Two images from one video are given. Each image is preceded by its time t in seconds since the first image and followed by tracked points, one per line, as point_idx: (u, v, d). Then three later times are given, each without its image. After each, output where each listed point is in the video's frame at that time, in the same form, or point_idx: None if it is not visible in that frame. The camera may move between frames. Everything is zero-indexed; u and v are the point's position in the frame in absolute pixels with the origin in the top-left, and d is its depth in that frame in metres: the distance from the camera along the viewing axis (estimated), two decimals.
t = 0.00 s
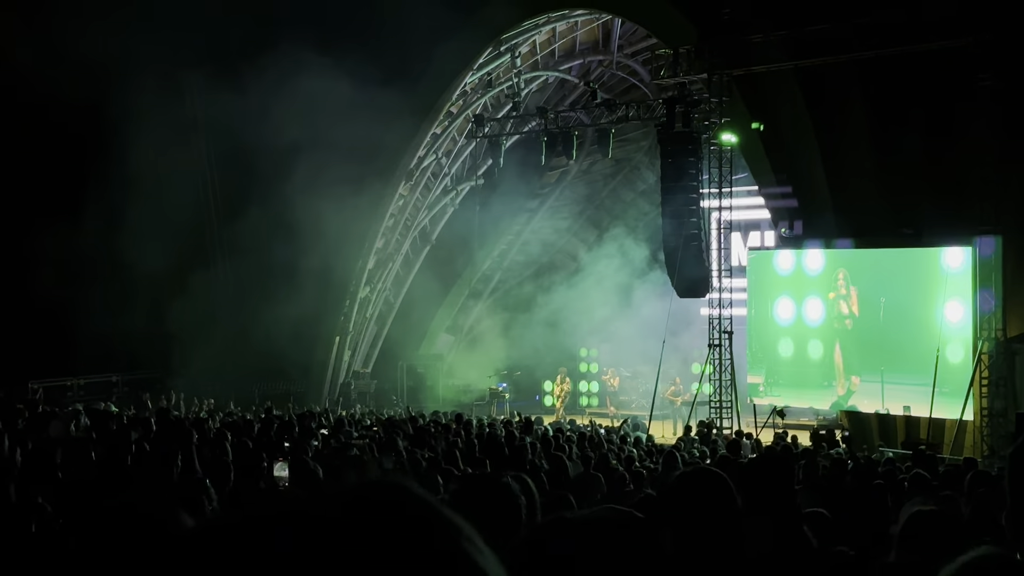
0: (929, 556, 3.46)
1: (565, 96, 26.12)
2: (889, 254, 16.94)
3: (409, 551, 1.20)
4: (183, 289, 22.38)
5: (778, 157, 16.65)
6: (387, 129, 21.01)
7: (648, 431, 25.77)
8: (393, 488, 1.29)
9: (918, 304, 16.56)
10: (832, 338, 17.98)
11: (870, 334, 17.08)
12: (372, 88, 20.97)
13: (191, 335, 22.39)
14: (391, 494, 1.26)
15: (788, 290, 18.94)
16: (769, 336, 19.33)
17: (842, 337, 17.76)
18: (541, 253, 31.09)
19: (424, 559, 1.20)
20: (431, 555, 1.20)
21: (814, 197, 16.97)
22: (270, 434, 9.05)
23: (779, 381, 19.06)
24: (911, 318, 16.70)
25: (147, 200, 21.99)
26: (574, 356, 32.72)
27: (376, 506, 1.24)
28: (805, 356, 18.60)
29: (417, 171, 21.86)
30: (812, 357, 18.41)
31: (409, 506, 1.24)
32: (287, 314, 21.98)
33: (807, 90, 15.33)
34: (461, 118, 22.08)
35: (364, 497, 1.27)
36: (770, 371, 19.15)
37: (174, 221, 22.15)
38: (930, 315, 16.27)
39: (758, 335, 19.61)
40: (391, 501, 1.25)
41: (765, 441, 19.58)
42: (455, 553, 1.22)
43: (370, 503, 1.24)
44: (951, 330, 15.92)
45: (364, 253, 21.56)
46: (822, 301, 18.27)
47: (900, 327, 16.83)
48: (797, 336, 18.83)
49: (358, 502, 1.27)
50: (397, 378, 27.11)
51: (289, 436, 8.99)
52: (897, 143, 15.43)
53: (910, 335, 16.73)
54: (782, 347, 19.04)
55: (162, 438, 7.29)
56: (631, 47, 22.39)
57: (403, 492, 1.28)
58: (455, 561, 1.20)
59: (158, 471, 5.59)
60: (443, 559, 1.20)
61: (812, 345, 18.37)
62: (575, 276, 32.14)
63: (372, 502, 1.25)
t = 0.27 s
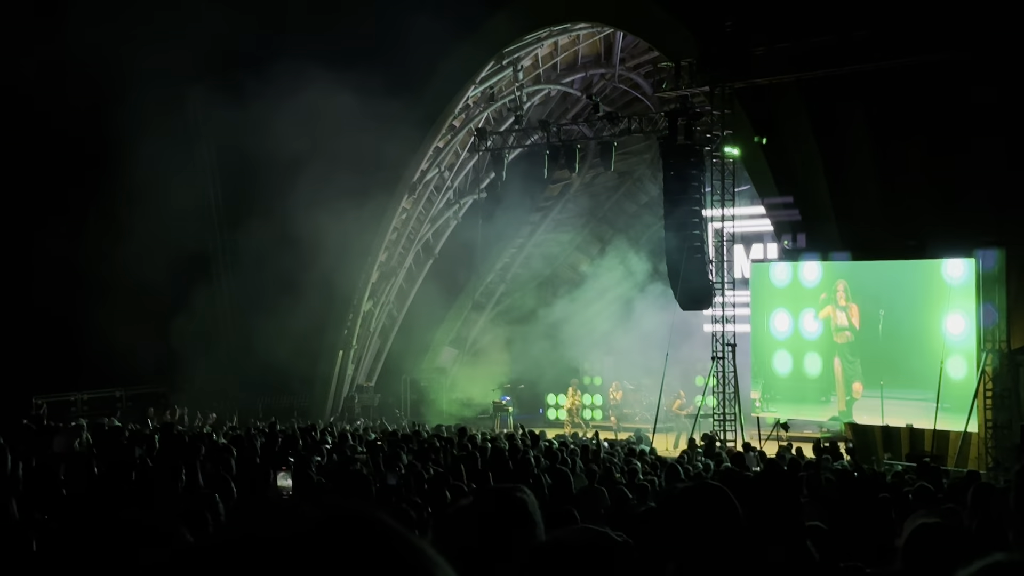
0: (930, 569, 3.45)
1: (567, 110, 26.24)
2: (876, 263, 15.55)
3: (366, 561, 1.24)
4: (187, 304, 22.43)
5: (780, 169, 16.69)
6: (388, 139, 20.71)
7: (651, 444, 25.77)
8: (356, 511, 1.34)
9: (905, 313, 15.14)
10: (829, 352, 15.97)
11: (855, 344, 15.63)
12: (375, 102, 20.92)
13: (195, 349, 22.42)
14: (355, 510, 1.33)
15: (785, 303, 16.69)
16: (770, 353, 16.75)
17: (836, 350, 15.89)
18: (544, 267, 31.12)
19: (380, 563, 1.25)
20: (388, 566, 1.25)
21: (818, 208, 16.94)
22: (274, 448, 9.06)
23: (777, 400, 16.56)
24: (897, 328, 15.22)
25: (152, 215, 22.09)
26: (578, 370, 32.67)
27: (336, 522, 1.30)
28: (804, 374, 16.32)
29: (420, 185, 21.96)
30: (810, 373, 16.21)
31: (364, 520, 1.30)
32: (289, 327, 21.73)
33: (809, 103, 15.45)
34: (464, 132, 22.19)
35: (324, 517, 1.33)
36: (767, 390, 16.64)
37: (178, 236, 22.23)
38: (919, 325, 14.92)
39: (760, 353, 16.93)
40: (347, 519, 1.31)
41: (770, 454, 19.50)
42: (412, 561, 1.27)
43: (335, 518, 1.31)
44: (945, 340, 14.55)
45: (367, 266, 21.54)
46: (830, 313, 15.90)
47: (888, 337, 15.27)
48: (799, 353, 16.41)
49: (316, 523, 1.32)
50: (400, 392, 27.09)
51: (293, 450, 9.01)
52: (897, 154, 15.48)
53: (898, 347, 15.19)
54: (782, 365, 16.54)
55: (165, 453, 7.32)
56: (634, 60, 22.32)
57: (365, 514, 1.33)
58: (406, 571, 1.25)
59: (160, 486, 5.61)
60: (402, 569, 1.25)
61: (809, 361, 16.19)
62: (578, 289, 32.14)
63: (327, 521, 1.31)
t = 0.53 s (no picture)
0: None
1: (570, 119, 26.39)
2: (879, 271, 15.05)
3: (329, 550, 1.43)
4: (189, 313, 22.45)
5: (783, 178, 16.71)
6: (392, 149, 20.94)
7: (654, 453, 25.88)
8: (325, 501, 1.57)
9: (910, 324, 14.63)
10: (830, 362, 15.54)
11: (858, 356, 15.17)
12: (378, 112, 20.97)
13: (198, 359, 22.46)
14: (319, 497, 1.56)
15: (783, 310, 16.21)
16: (769, 361, 16.32)
17: (837, 361, 15.46)
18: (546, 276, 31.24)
19: (360, 564, 1.43)
20: (357, 552, 1.44)
21: (820, 218, 16.83)
22: (278, 457, 9.09)
23: (776, 409, 16.22)
24: (901, 339, 14.72)
25: (155, 225, 22.11)
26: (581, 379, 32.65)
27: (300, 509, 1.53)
28: (804, 384, 15.93)
29: (422, 195, 22.10)
30: (812, 383, 15.81)
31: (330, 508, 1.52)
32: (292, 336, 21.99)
33: (810, 113, 15.76)
34: (466, 141, 22.32)
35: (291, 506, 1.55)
36: (766, 399, 16.30)
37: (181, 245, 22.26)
38: (925, 337, 14.43)
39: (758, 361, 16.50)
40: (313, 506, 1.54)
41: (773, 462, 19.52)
42: (376, 547, 1.47)
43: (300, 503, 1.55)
44: (952, 353, 14.08)
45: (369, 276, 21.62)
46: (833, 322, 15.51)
47: (892, 349, 14.79)
48: (799, 362, 15.99)
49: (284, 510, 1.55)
50: (404, 401, 27.05)
51: (297, 459, 9.02)
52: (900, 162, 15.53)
53: (902, 358, 14.70)
54: (781, 374, 16.17)
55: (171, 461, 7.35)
56: (637, 69, 22.57)
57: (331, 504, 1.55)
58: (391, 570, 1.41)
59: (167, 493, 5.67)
60: (366, 553, 1.45)
61: (810, 371, 15.82)
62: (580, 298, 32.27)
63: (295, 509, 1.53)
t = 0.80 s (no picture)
0: None
1: (570, 123, 26.41)
2: (880, 276, 15.09)
3: (347, 557, 1.34)
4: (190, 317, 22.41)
5: (784, 181, 16.70)
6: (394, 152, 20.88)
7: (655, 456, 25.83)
8: (333, 500, 1.47)
9: (911, 329, 14.62)
10: (830, 367, 15.56)
11: (858, 361, 15.16)
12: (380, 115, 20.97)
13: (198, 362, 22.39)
14: (334, 500, 1.44)
15: (786, 312, 16.19)
16: (769, 365, 16.35)
17: (839, 364, 15.43)
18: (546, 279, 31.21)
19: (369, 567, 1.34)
20: (369, 557, 1.35)
21: (822, 223, 16.70)
22: (277, 461, 9.02)
23: (774, 413, 16.22)
24: (902, 344, 14.71)
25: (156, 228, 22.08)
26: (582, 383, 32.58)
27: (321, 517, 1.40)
28: (804, 388, 15.93)
29: (424, 198, 22.10)
30: (811, 388, 15.83)
31: (346, 513, 1.40)
32: (292, 340, 21.86)
33: (811, 116, 15.73)
34: (467, 144, 22.30)
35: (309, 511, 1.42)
36: (765, 402, 16.31)
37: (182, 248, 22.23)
38: (925, 342, 14.42)
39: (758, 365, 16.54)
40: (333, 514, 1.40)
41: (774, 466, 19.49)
42: (395, 558, 1.35)
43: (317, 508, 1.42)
44: (953, 358, 14.06)
45: (371, 279, 21.61)
46: (836, 325, 15.49)
47: (893, 353, 14.78)
48: (799, 367, 16.02)
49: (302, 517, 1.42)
50: (404, 404, 26.98)
51: (297, 462, 8.96)
52: (902, 165, 15.51)
53: (902, 363, 14.68)
54: (781, 378, 16.19)
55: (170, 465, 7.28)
56: (637, 73, 22.68)
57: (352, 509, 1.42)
58: (398, 572, 1.34)
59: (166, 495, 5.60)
60: (386, 564, 1.34)
61: (809, 375, 15.87)
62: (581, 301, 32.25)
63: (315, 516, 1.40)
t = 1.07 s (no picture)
0: None
1: (571, 127, 26.43)
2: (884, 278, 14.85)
3: (351, 562, 1.32)
4: (189, 320, 22.38)
5: (784, 185, 16.67)
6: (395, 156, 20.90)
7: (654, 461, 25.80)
8: (332, 501, 1.45)
9: (914, 333, 14.41)
10: (831, 373, 15.31)
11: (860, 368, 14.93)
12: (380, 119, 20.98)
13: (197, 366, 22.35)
14: (336, 501, 1.40)
15: (786, 316, 15.93)
16: (768, 372, 16.09)
17: (842, 369, 15.17)
18: (546, 283, 31.20)
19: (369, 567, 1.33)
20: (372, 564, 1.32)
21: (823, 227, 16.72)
22: (275, 465, 8.97)
23: (773, 419, 15.98)
24: (905, 349, 14.49)
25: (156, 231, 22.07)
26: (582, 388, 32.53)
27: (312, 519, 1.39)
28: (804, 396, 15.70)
29: (424, 202, 22.11)
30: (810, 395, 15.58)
31: (349, 516, 1.36)
32: (291, 344, 21.88)
33: (812, 122, 15.71)
34: (467, 149, 22.30)
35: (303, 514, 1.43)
36: (764, 408, 16.04)
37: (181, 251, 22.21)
38: (929, 346, 14.22)
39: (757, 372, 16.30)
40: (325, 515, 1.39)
41: (773, 471, 19.46)
42: (399, 564, 1.34)
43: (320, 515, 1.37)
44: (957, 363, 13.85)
45: (371, 283, 21.60)
46: (839, 330, 15.22)
47: (896, 360, 14.56)
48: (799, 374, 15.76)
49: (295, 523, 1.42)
50: (404, 408, 26.93)
51: (295, 466, 8.92)
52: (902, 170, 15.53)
53: (906, 370, 14.46)
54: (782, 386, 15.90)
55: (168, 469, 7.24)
56: (638, 78, 22.64)
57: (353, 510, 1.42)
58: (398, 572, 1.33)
59: (165, 498, 5.57)
60: (389, 569, 1.32)
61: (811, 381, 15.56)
62: (581, 305, 32.22)
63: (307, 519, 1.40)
